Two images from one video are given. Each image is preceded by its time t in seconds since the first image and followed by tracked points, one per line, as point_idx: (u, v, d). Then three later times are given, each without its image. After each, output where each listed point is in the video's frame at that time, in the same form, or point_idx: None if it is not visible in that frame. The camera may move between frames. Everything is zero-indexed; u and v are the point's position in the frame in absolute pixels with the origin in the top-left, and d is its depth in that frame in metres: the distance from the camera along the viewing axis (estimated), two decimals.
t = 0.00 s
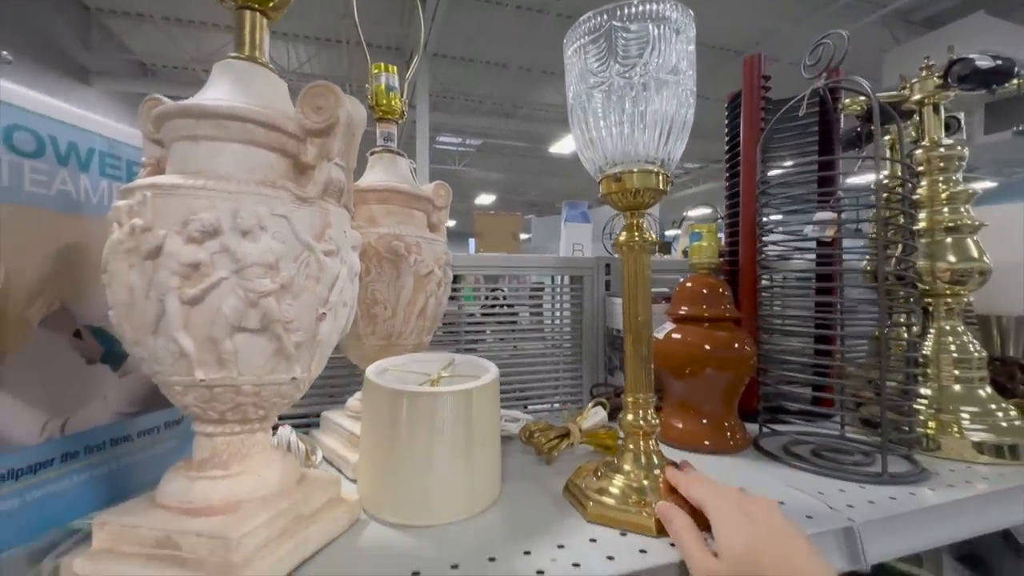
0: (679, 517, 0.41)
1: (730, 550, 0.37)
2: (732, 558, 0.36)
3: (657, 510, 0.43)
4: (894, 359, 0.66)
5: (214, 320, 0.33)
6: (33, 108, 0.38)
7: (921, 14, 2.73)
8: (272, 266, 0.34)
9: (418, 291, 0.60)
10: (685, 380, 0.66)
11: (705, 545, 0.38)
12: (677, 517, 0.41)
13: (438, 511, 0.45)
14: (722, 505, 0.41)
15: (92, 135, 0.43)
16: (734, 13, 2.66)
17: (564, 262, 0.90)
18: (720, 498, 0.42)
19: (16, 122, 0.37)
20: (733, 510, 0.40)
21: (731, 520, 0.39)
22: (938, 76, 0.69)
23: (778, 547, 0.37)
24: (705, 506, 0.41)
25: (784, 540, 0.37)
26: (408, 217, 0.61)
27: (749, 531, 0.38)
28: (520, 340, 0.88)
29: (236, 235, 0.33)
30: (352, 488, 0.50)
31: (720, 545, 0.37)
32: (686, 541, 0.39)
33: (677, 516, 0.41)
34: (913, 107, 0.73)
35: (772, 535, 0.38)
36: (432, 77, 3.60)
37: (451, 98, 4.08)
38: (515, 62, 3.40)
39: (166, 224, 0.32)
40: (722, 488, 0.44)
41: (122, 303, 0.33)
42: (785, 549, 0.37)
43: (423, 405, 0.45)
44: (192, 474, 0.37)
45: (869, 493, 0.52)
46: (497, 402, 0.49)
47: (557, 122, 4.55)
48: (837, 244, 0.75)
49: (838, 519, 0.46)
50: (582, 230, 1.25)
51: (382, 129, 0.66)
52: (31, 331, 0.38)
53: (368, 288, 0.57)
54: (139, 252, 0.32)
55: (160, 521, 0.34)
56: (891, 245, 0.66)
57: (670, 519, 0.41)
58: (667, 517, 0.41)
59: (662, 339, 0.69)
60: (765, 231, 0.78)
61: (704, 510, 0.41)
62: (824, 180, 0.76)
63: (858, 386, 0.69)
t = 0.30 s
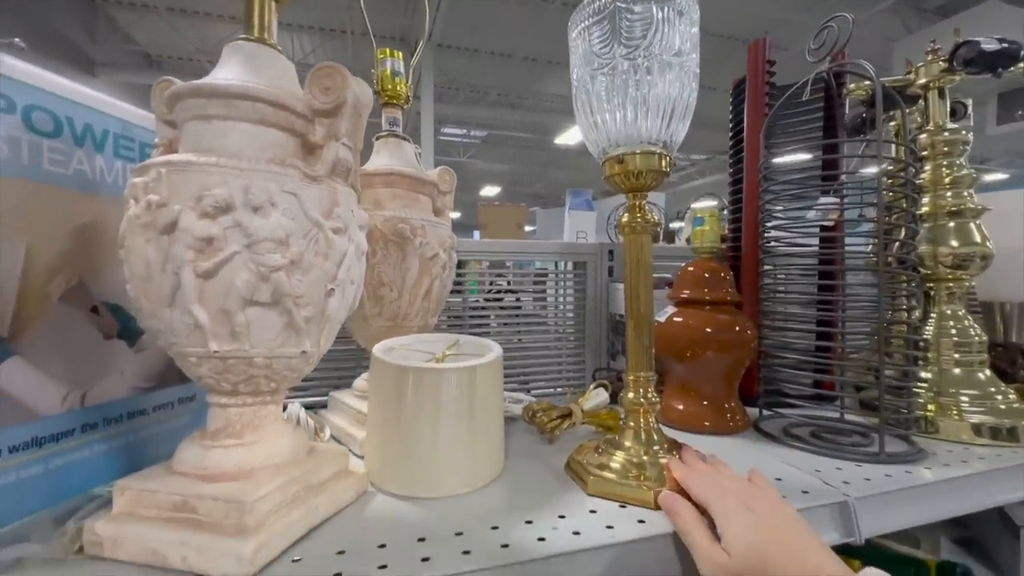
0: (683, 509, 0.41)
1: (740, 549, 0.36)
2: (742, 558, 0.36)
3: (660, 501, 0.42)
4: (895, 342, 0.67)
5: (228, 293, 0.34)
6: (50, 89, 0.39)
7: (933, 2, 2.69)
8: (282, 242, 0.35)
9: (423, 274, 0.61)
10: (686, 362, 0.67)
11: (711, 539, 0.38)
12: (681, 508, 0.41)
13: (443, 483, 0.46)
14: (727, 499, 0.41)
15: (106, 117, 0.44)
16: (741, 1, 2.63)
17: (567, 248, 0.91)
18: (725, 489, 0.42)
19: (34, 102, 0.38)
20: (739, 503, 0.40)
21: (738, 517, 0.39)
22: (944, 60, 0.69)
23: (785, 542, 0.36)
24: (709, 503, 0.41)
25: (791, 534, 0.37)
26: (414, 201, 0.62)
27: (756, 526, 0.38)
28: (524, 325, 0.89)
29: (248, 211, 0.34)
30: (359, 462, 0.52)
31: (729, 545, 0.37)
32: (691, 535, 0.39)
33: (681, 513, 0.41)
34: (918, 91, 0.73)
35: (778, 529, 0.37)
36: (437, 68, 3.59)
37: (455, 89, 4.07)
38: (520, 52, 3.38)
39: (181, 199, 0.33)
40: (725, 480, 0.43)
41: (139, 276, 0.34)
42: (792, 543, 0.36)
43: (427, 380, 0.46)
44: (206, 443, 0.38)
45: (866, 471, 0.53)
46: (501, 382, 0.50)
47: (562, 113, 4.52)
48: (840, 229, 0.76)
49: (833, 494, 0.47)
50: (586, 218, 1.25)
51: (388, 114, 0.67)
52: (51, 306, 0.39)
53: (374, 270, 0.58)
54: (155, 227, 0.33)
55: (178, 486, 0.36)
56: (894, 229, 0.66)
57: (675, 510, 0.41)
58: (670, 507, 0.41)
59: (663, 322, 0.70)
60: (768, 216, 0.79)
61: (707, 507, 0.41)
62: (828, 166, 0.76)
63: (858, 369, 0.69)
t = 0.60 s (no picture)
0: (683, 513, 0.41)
1: (743, 560, 0.36)
2: (746, 568, 0.36)
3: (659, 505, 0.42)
4: (897, 337, 0.67)
5: (235, 282, 0.35)
6: (65, 85, 0.41)
7: None
8: (287, 232, 0.36)
9: (427, 266, 0.62)
10: (686, 355, 0.68)
11: (713, 546, 0.38)
12: (681, 512, 0.41)
13: (443, 469, 0.47)
14: (727, 504, 0.40)
15: (119, 112, 0.46)
16: None
17: (571, 242, 0.91)
18: (725, 494, 0.42)
19: (50, 98, 0.39)
20: (740, 509, 0.40)
21: (740, 523, 0.39)
22: (951, 51, 0.68)
23: (788, 549, 0.36)
24: (709, 508, 0.41)
25: (793, 540, 0.37)
26: (417, 195, 0.63)
27: (757, 533, 0.38)
28: (527, 317, 0.90)
29: (254, 202, 0.35)
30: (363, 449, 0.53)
31: (731, 552, 0.37)
32: (692, 542, 0.39)
33: (681, 517, 0.40)
34: (924, 83, 0.73)
35: (780, 535, 0.37)
36: (445, 63, 3.59)
37: (463, 84, 4.07)
38: (528, 47, 3.37)
39: (189, 191, 0.34)
40: (727, 485, 0.43)
41: (150, 265, 0.36)
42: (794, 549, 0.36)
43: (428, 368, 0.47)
44: (215, 427, 0.40)
45: (862, 462, 0.54)
46: (501, 371, 0.51)
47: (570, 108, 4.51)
48: (844, 222, 0.76)
49: (827, 484, 0.48)
50: (591, 212, 1.25)
51: (392, 108, 0.68)
52: (67, 294, 0.41)
53: (378, 261, 0.59)
54: (165, 218, 0.35)
55: (188, 467, 0.37)
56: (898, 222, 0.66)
57: (674, 514, 0.41)
58: (669, 511, 0.41)
59: (664, 315, 0.70)
60: (771, 210, 0.79)
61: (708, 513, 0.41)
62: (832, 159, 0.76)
63: (860, 362, 0.69)
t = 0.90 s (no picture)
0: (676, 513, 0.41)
1: (739, 560, 0.36)
2: (742, 569, 0.36)
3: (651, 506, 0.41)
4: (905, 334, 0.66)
5: (234, 275, 0.36)
6: (74, 83, 0.42)
7: None
8: (284, 227, 0.37)
9: (428, 261, 0.62)
10: (688, 351, 0.68)
11: (710, 547, 0.38)
12: (674, 512, 0.41)
13: (441, 461, 0.48)
14: (723, 503, 0.40)
15: (127, 110, 0.47)
16: None
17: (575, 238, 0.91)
18: (719, 492, 0.42)
19: (60, 97, 0.41)
20: (735, 507, 0.40)
21: (735, 523, 0.38)
22: (964, 42, 0.67)
23: (784, 546, 0.36)
24: (705, 507, 0.41)
25: (789, 536, 0.37)
26: (419, 190, 0.63)
27: (752, 531, 0.37)
28: (532, 313, 0.91)
29: (252, 197, 0.36)
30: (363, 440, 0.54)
31: (727, 554, 0.37)
32: (688, 543, 0.39)
33: (675, 517, 0.40)
34: (936, 75, 0.71)
35: (776, 532, 0.37)
36: (457, 60, 3.60)
37: (474, 80, 4.08)
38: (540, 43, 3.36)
39: (189, 186, 0.35)
40: (723, 482, 0.43)
41: (153, 259, 0.37)
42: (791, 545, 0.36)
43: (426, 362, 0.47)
44: (217, 416, 0.41)
45: (864, 460, 0.53)
46: (500, 365, 0.52)
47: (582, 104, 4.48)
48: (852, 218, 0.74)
49: (825, 482, 0.47)
50: (598, 208, 1.25)
51: (395, 105, 0.69)
52: (76, 286, 0.42)
53: (379, 256, 0.60)
54: (166, 213, 0.36)
55: (191, 455, 0.38)
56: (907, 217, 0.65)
57: (668, 515, 0.41)
58: (662, 511, 0.41)
59: (667, 311, 0.70)
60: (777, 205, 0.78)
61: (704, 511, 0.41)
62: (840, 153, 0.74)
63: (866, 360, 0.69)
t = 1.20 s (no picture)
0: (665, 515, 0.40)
1: (729, 562, 0.35)
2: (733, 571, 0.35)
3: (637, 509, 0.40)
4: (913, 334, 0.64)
5: (215, 270, 0.36)
6: (65, 82, 0.43)
7: None
8: (265, 223, 0.37)
9: (421, 258, 0.62)
10: (686, 350, 0.66)
11: (700, 550, 0.37)
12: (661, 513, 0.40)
13: (428, 459, 0.48)
14: (712, 503, 0.39)
15: (119, 108, 0.47)
16: None
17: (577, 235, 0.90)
18: (708, 491, 0.41)
19: (52, 95, 0.41)
20: (725, 506, 0.39)
21: (724, 524, 0.38)
22: (978, 30, 0.64)
23: (774, 543, 0.35)
24: (693, 507, 0.40)
25: (779, 533, 0.36)
26: (414, 187, 0.63)
27: (741, 531, 0.37)
28: (535, 311, 0.90)
29: (232, 193, 0.36)
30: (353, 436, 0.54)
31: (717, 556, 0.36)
32: (677, 546, 0.38)
33: (663, 519, 0.39)
34: (949, 65, 0.69)
35: (766, 529, 0.36)
36: (469, 59, 3.60)
37: (486, 79, 4.08)
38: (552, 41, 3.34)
39: (171, 182, 0.36)
40: (712, 481, 0.42)
41: (136, 254, 0.37)
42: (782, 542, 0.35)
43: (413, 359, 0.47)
44: (202, 411, 0.41)
45: (865, 464, 0.51)
46: (489, 363, 0.52)
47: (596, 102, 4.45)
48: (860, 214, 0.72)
49: (821, 485, 0.46)
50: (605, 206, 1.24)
51: (391, 102, 0.69)
52: (68, 282, 0.43)
53: (373, 253, 0.60)
54: (149, 209, 0.36)
55: (175, 449, 0.39)
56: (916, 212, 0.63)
57: (656, 518, 0.39)
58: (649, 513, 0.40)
59: (665, 309, 0.68)
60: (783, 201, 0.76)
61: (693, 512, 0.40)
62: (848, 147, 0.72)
63: (873, 360, 0.66)
